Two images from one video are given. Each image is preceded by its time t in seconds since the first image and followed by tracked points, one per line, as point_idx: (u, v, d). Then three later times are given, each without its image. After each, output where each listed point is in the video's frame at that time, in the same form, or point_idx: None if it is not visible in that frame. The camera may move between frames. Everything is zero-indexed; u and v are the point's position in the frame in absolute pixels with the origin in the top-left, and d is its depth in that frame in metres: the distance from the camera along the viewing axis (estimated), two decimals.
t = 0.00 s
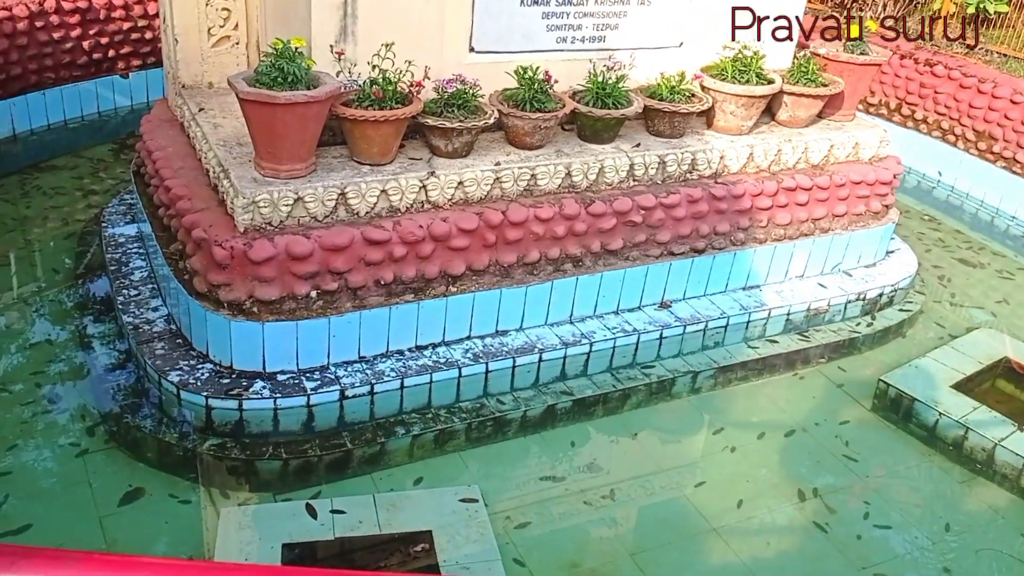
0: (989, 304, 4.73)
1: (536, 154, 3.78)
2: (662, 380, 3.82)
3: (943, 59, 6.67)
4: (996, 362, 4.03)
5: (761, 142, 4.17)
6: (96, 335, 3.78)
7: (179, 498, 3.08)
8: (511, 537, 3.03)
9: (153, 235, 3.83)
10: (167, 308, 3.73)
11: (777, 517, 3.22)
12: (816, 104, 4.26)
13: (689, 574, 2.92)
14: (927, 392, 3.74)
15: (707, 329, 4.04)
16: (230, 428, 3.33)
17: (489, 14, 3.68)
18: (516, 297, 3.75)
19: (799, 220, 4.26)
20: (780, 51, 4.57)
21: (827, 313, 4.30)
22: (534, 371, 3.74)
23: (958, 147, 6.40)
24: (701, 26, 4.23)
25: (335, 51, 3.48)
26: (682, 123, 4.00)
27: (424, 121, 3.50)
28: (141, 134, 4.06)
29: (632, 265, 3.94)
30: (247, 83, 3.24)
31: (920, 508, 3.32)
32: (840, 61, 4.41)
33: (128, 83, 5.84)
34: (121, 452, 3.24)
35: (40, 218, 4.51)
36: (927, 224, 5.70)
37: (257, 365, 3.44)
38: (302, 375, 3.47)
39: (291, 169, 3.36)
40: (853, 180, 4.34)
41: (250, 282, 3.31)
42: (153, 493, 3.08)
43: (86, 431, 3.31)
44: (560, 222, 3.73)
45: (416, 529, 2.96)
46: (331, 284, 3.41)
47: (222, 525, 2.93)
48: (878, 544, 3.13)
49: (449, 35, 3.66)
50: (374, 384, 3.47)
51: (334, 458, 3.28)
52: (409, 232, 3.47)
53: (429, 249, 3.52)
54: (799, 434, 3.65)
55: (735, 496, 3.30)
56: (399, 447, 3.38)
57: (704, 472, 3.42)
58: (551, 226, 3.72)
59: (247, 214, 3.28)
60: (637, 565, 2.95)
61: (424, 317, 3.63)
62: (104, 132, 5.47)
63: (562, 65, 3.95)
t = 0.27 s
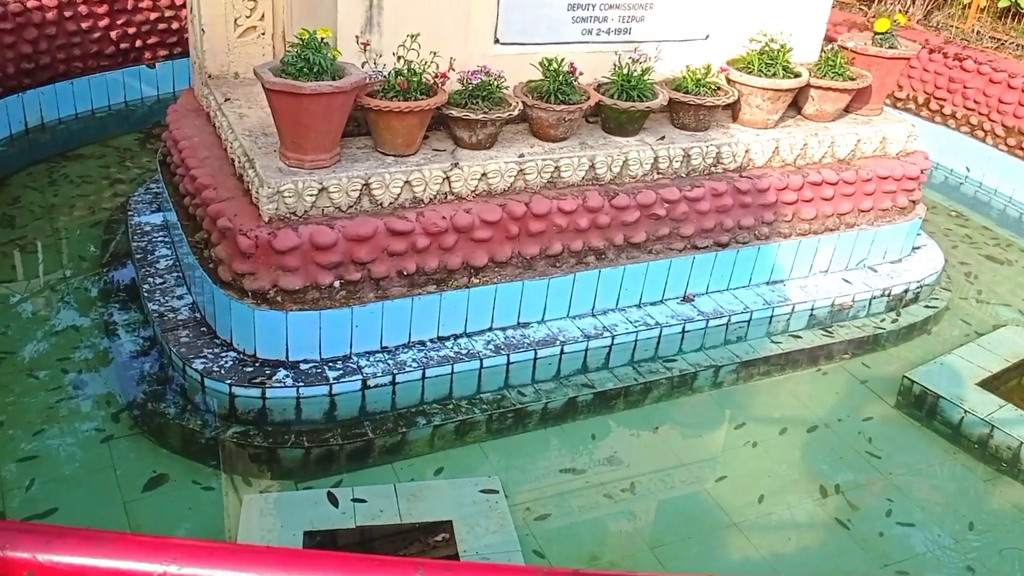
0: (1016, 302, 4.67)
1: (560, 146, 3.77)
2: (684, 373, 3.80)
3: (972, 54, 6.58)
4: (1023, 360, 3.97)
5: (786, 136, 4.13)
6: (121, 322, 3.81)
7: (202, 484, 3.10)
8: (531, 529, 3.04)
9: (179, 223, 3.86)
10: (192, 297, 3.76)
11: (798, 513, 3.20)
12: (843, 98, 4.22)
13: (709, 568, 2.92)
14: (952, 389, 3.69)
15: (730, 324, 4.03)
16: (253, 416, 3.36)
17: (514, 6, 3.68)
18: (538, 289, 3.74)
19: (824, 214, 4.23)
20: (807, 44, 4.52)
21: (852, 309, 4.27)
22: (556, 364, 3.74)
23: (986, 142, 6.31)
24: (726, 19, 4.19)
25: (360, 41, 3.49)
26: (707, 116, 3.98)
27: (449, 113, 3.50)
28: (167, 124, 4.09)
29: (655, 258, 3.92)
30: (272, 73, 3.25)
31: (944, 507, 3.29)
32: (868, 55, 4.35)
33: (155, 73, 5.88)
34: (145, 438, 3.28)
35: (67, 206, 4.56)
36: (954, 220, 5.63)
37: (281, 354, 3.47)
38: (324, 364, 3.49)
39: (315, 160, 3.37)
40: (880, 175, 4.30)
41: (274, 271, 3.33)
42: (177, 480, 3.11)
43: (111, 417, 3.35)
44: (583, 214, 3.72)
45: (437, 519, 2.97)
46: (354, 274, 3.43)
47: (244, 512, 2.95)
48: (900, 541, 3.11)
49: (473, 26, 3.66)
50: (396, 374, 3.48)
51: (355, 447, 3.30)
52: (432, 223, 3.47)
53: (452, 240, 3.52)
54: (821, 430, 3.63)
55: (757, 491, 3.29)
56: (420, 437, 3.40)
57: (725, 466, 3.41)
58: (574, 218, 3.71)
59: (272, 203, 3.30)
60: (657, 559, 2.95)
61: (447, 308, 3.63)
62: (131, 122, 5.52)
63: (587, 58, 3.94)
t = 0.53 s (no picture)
0: None
1: (581, 142, 3.76)
2: (703, 371, 3.79)
3: (998, 52, 6.51)
4: None
5: (809, 133, 4.10)
6: (143, 316, 3.84)
7: (222, 477, 3.12)
8: (549, 526, 3.04)
9: (201, 217, 3.88)
10: (213, 291, 3.78)
11: (817, 513, 3.18)
12: (867, 95, 4.17)
13: (727, 567, 2.91)
14: (975, 390, 3.64)
15: (751, 322, 4.01)
16: (274, 410, 3.38)
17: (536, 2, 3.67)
18: (558, 285, 3.74)
19: (846, 213, 4.20)
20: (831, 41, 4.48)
21: (873, 308, 4.24)
22: (575, 361, 3.74)
23: (1011, 141, 6.25)
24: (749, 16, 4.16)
25: (383, 37, 3.50)
26: (729, 114, 3.96)
27: (470, 109, 3.50)
28: (190, 118, 4.11)
29: (675, 256, 3.91)
30: (295, 68, 3.26)
31: (966, 509, 3.26)
32: (892, 52, 4.31)
33: (177, 68, 5.88)
34: (166, 430, 3.30)
35: (90, 199, 4.60)
36: (978, 220, 5.58)
37: (301, 348, 3.48)
38: (344, 359, 3.51)
39: (337, 155, 3.38)
40: (903, 173, 4.27)
41: (295, 265, 3.35)
42: (198, 472, 3.13)
43: (133, 409, 3.38)
44: (603, 211, 3.72)
45: (455, 514, 2.98)
46: (374, 269, 3.44)
47: (261, 507, 2.96)
48: (921, 543, 3.09)
49: (495, 22, 3.65)
50: (415, 369, 3.49)
51: (375, 442, 3.30)
52: (452, 219, 3.48)
53: (472, 236, 3.53)
54: (841, 430, 3.61)
55: (776, 490, 3.27)
56: (439, 432, 3.41)
57: (744, 465, 3.40)
58: (594, 215, 3.70)
59: (294, 198, 3.31)
60: (675, 556, 2.94)
61: (466, 304, 3.63)
62: (153, 116, 5.55)
63: (609, 54, 3.92)
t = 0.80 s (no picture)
0: None
1: (604, 141, 3.75)
2: (725, 371, 3.78)
3: None
4: None
5: (834, 133, 4.08)
6: (168, 310, 3.87)
7: (245, 471, 3.15)
8: (570, 523, 3.04)
9: (226, 213, 3.91)
10: (238, 286, 3.81)
11: (839, 514, 3.17)
12: (892, 95, 4.15)
13: (748, 567, 2.90)
14: (1000, 393, 3.61)
15: (773, 322, 3.99)
16: (296, 404, 3.40)
17: None
18: (579, 284, 3.74)
19: (871, 214, 4.17)
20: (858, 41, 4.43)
21: (897, 309, 4.21)
22: (596, 359, 3.74)
23: None
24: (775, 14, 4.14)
25: (408, 34, 3.51)
26: (753, 113, 3.94)
27: (494, 106, 3.50)
28: (216, 114, 4.14)
29: (697, 255, 3.90)
30: (320, 65, 3.28)
31: (989, 512, 3.23)
32: (919, 52, 4.27)
33: (202, 65, 5.89)
34: (190, 424, 3.33)
35: (117, 194, 4.64)
36: (1004, 221, 5.53)
37: (324, 343, 3.50)
38: (366, 354, 3.52)
39: (361, 152, 3.40)
40: (929, 174, 4.23)
41: (319, 261, 3.37)
42: (221, 465, 3.16)
43: (157, 402, 3.41)
44: (626, 209, 3.71)
45: (476, 510, 2.99)
46: (397, 265, 3.45)
47: (285, 500, 2.99)
48: (943, 546, 3.07)
49: (520, 20, 3.66)
50: (437, 365, 3.50)
51: (396, 437, 3.32)
52: (475, 216, 3.49)
53: (495, 233, 3.53)
54: (863, 431, 3.59)
55: (797, 491, 3.26)
56: (460, 429, 3.42)
57: (765, 466, 3.39)
58: (617, 213, 3.70)
59: (318, 194, 3.33)
60: (694, 555, 2.94)
61: (488, 301, 3.64)
62: (179, 112, 5.59)
63: (633, 52, 3.91)
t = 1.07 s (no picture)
0: None
1: (627, 142, 3.77)
2: (746, 373, 3.79)
3: None
4: None
5: (857, 136, 4.07)
6: (193, 306, 3.93)
7: (269, 467, 3.18)
8: (590, 524, 3.06)
9: (251, 212, 3.96)
10: (262, 284, 3.85)
11: (858, 517, 3.17)
12: (917, 98, 4.14)
13: (768, 570, 2.91)
14: None
15: (794, 325, 3.99)
16: (320, 402, 3.44)
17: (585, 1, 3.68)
18: (601, 285, 3.75)
19: (894, 217, 4.16)
20: (882, 43, 4.42)
21: (919, 313, 4.20)
22: (617, 360, 3.76)
23: None
24: (800, 17, 4.13)
25: (433, 36, 3.54)
26: (776, 115, 3.94)
27: (518, 108, 3.52)
28: (242, 114, 4.19)
29: (719, 257, 3.90)
30: (347, 66, 3.31)
31: (1012, 519, 3.22)
32: (945, 55, 4.27)
33: (228, 64, 5.96)
34: (214, 420, 3.37)
35: (143, 192, 4.71)
36: None
37: (347, 341, 3.54)
38: (389, 353, 3.55)
39: (386, 152, 3.43)
40: (953, 178, 4.21)
41: (343, 261, 3.40)
42: (245, 461, 3.20)
43: (182, 398, 3.46)
44: (649, 211, 3.72)
45: (498, 509, 3.01)
46: (420, 265, 3.48)
47: (308, 496, 3.02)
48: (966, 552, 3.06)
49: (544, 22, 3.68)
50: (459, 364, 3.53)
51: (418, 435, 3.36)
52: (498, 217, 3.51)
53: (518, 234, 3.56)
54: (885, 435, 3.58)
55: (818, 495, 3.26)
56: (481, 428, 3.44)
57: (786, 468, 3.39)
58: (639, 215, 3.71)
59: (343, 194, 3.36)
60: (715, 557, 2.95)
61: (510, 301, 3.66)
62: (204, 112, 5.65)
63: (656, 55, 3.92)
